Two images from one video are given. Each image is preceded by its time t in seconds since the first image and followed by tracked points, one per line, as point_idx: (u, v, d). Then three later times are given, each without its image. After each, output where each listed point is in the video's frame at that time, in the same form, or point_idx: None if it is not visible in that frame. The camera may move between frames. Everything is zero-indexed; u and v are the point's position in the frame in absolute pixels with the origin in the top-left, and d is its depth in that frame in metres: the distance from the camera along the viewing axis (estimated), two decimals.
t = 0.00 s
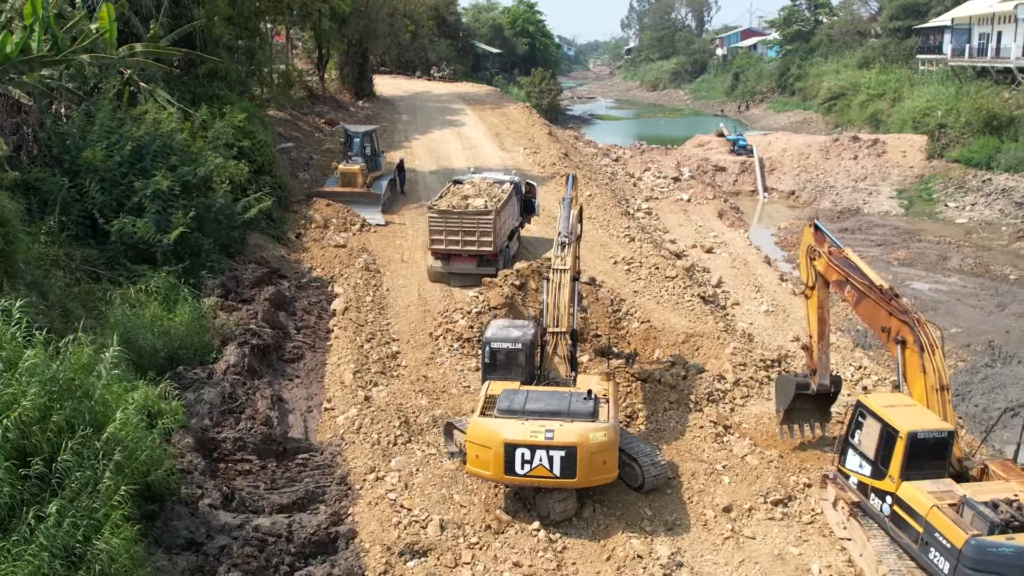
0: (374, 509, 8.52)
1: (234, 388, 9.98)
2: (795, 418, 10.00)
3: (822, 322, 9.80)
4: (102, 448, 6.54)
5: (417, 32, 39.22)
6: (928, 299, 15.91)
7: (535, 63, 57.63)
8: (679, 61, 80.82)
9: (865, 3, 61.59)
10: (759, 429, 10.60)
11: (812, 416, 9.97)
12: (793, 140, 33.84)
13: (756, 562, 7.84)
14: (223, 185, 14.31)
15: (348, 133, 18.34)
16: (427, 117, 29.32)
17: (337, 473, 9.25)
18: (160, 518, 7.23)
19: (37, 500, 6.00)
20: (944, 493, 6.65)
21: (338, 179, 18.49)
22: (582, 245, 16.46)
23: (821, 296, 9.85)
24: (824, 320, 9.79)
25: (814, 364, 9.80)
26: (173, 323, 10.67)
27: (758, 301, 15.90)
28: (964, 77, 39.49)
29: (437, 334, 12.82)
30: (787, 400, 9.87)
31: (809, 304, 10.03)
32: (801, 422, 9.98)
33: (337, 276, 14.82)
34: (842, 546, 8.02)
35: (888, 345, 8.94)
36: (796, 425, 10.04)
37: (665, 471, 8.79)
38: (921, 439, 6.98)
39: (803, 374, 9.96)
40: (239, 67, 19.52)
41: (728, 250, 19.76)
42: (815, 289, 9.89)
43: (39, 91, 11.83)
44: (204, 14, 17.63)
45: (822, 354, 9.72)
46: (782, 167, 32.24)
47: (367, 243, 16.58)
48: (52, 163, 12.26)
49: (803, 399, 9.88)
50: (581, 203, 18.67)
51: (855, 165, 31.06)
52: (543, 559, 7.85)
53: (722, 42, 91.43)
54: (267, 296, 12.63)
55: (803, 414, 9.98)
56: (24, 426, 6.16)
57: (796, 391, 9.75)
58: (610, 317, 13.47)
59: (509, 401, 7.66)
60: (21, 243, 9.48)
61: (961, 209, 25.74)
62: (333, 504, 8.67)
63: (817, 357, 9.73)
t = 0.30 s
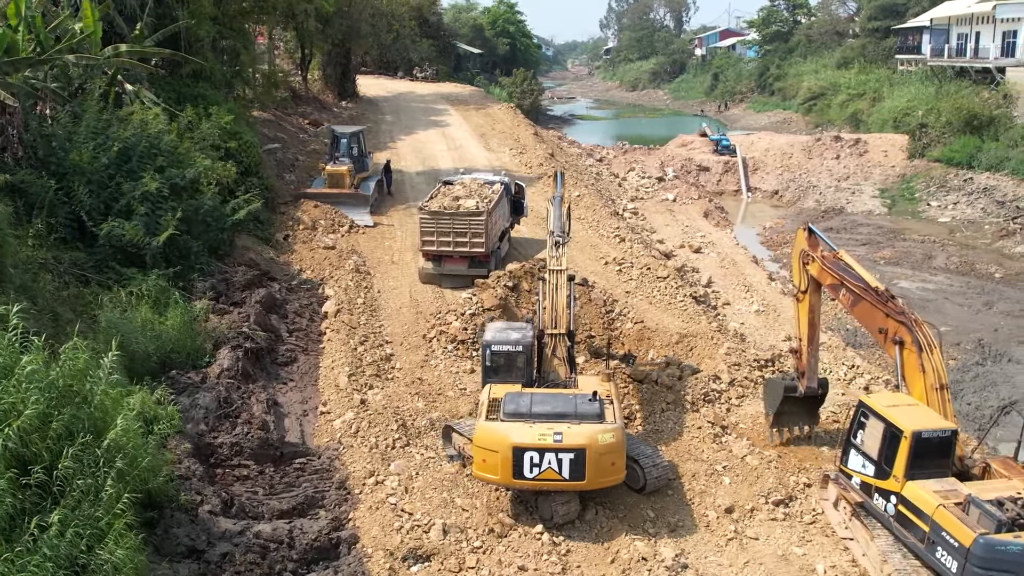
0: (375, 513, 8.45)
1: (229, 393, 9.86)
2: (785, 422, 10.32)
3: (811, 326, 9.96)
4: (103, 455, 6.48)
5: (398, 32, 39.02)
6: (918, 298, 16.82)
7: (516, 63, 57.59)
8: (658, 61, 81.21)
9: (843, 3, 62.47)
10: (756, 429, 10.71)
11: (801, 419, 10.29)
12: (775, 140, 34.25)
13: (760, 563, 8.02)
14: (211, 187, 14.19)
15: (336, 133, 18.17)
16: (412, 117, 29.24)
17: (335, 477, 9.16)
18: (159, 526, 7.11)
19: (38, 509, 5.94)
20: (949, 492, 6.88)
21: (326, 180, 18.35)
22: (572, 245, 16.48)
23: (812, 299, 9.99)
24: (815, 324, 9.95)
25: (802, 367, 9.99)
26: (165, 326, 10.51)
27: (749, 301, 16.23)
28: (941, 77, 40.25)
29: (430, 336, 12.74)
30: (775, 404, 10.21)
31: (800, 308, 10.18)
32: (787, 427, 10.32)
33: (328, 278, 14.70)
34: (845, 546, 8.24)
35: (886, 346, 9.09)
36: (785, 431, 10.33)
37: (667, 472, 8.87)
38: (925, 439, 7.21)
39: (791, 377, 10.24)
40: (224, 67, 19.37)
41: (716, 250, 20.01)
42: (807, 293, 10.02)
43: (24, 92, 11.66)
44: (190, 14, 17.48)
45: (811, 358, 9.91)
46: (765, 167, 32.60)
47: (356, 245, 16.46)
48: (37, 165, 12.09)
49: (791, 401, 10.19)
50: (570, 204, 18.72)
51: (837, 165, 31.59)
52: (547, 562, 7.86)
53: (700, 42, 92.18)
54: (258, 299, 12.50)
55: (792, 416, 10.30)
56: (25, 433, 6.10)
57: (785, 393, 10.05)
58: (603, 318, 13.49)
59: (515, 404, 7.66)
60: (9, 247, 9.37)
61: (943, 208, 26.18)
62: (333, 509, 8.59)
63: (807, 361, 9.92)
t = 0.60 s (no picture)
0: (391, 517, 8.39)
1: (240, 395, 9.78)
2: (794, 433, 10.35)
3: (819, 332, 9.98)
4: (121, 459, 6.43)
5: (398, 32, 38.97)
6: (924, 298, 16.90)
7: (514, 64, 57.48)
8: (656, 61, 81.17)
9: (841, 3, 62.63)
10: (768, 430, 10.70)
11: (809, 429, 10.34)
12: (776, 140, 34.30)
13: (779, 566, 8.02)
14: (217, 188, 14.13)
15: (340, 133, 18.07)
16: (413, 117, 29.18)
17: (349, 480, 9.10)
18: (175, 530, 7.03)
19: (57, 515, 5.87)
20: (971, 495, 6.85)
21: (330, 181, 18.26)
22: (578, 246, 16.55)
23: (820, 305, 9.98)
24: (822, 330, 9.97)
25: (810, 372, 10.06)
26: (174, 329, 10.41)
27: (756, 301, 16.31)
28: (941, 77, 40.35)
29: (439, 337, 12.67)
30: (784, 415, 10.27)
31: (808, 313, 10.19)
32: (799, 438, 10.33)
33: (335, 279, 14.63)
34: (863, 549, 8.26)
35: (898, 350, 9.04)
36: (798, 442, 10.32)
37: (683, 475, 8.90)
38: (946, 442, 7.16)
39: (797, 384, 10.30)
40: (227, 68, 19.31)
41: (721, 251, 20.03)
42: (815, 299, 10.02)
43: (30, 92, 11.59)
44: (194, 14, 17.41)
45: (819, 364, 9.96)
46: (766, 167, 32.63)
47: (362, 246, 16.38)
48: (44, 166, 12.04)
49: (798, 411, 10.25)
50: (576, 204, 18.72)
51: (838, 165, 31.66)
52: (565, 566, 7.84)
53: (698, 42, 92.23)
54: (266, 301, 12.41)
55: (800, 427, 10.34)
56: (43, 437, 6.03)
57: (792, 403, 10.11)
58: (612, 319, 13.43)
59: (535, 407, 7.64)
60: (18, 249, 9.29)
61: (946, 208, 26.23)
62: (347, 512, 8.52)
63: (813, 367, 9.99)
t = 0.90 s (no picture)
0: (403, 520, 8.33)
1: (249, 397, 9.69)
2: (809, 441, 10.23)
3: (829, 333, 9.89)
4: (136, 463, 6.37)
5: (396, 32, 38.83)
6: (928, 298, 16.99)
7: (511, 64, 57.39)
8: (651, 61, 81.16)
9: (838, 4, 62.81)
10: (778, 431, 10.63)
11: (824, 436, 10.25)
12: (775, 141, 34.37)
13: (794, 568, 8.04)
14: (222, 189, 14.07)
15: (342, 134, 18.01)
16: (413, 117, 29.13)
17: (359, 483, 9.03)
18: (188, 534, 6.91)
19: (73, 520, 5.81)
20: (990, 497, 6.87)
21: (332, 182, 18.17)
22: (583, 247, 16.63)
23: (829, 305, 9.93)
24: (832, 330, 9.89)
25: (820, 374, 9.96)
26: (181, 330, 10.31)
27: (760, 302, 16.39)
28: (938, 78, 40.51)
29: (446, 339, 12.59)
30: (797, 422, 10.19)
31: (816, 313, 10.13)
32: (815, 443, 10.22)
33: (339, 280, 14.54)
34: (878, 550, 8.30)
35: (910, 351, 9.03)
36: (816, 448, 10.20)
37: (696, 477, 8.90)
38: (966, 444, 7.13)
39: (807, 387, 10.15)
40: (228, 68, 19.24)
41: (723, 251, 20.06)
42: (824, 299, 9.96)
43: (33, 93, 11.51)
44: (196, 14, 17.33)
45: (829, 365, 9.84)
46: (765, 167, 32.68)
47: (365, 246, 16.29)
48: (48, 167, 11.96)
49: (811, 418, 10.18)
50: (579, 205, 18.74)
51: (837, 165, 31.74)
52: (580, 568, 7.82)
53: (694, 42, 92.37)
54: (272, 302, 12.34)
55: (815, 435, 10.25)
56: (59, 441, 5.98)
57: (804, 408, 9.99)
58: (618, 321, 13.37)
59: (554, 410, 7.66)
60: (24, 250, 9.21)
61: (945, 208, 26.31)
62: (359, 515, 8.45)
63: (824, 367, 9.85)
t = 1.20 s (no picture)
0: (415, 522, 8.28)
1: (257, 399, 9.64)
2: (821, 449, 10.16)
3: (836, 336, 9.96)
4: (149, 465, 6.33)
5: (396, 32, 38.74)
6: (932, 298, 17.04)
7: (510, 64, 57.31)
8: (650, 61, 81.12)
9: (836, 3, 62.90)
10: (787, 431, 10.71)
11: (835, 444, 10.18)
12: (775, 141, 34.41)
13: (807, 570, 8.04)
14: (226, 189, 14.04)
15: (345, 134, 18.05)
16: (414, 117, 29.08)
17: (369, 484, 8.98)
18: (200, 536, 6.84)
19: (88, 523, 5.77)
20: (1007, 500, 7.07)
21: (335, 182, 18.11)
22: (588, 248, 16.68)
23: (835, 309, 9.98)
24: (838, 333, 9.96)
25: (829, 379, 9.97)
26: (188, 332, 10.22)
27: (765, 302, 16.43)
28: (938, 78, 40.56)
29: (453, 340, 12.56)
30: (808, 428, 10.14)
31: (822, 318, 10.17)
32: (827, 450, 10.15)
33: (344, 281, 14.49)
34: (891, 552, 8.34)
35: (919, 353, 9.02)
36: (829, 454, 10.13)
37: (707, 478, 8.97)
38: (983, 446, 7.26)
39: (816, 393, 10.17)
40: (231, 68, 19.18)
41: (727, 251, 20.07)
42: (829, 303, 10.01)
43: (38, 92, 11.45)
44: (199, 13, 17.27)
45: (837, 368, 9.89)
46: (766, 167, 32.69)
47: (369, 246, 16.25)
48: (53, 168, 11.92)
49: (822, 424, 10.13)
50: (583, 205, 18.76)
51: (838, 165, 31.78)
52: (594, 570, 7.79)
53: (692, 42, 92.43)
54: (278, 302, 12.28)
55: (827, 443, 10.18)
56: (73, 444, 5.93)
57: (814, 414, 10.00)
58: (625, 321, 13.41)
59: (572, 412, 7.76)
60: (32, 251, 9.16)
61: (947, 209, 26.36)
62: (370, 517, 8.40)
63: (831, 372, 9.91)
